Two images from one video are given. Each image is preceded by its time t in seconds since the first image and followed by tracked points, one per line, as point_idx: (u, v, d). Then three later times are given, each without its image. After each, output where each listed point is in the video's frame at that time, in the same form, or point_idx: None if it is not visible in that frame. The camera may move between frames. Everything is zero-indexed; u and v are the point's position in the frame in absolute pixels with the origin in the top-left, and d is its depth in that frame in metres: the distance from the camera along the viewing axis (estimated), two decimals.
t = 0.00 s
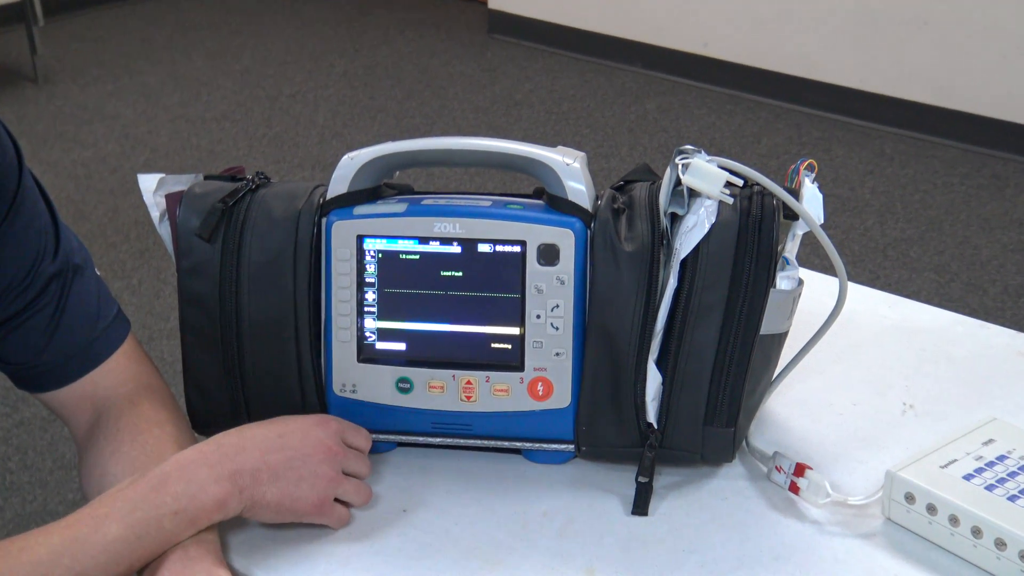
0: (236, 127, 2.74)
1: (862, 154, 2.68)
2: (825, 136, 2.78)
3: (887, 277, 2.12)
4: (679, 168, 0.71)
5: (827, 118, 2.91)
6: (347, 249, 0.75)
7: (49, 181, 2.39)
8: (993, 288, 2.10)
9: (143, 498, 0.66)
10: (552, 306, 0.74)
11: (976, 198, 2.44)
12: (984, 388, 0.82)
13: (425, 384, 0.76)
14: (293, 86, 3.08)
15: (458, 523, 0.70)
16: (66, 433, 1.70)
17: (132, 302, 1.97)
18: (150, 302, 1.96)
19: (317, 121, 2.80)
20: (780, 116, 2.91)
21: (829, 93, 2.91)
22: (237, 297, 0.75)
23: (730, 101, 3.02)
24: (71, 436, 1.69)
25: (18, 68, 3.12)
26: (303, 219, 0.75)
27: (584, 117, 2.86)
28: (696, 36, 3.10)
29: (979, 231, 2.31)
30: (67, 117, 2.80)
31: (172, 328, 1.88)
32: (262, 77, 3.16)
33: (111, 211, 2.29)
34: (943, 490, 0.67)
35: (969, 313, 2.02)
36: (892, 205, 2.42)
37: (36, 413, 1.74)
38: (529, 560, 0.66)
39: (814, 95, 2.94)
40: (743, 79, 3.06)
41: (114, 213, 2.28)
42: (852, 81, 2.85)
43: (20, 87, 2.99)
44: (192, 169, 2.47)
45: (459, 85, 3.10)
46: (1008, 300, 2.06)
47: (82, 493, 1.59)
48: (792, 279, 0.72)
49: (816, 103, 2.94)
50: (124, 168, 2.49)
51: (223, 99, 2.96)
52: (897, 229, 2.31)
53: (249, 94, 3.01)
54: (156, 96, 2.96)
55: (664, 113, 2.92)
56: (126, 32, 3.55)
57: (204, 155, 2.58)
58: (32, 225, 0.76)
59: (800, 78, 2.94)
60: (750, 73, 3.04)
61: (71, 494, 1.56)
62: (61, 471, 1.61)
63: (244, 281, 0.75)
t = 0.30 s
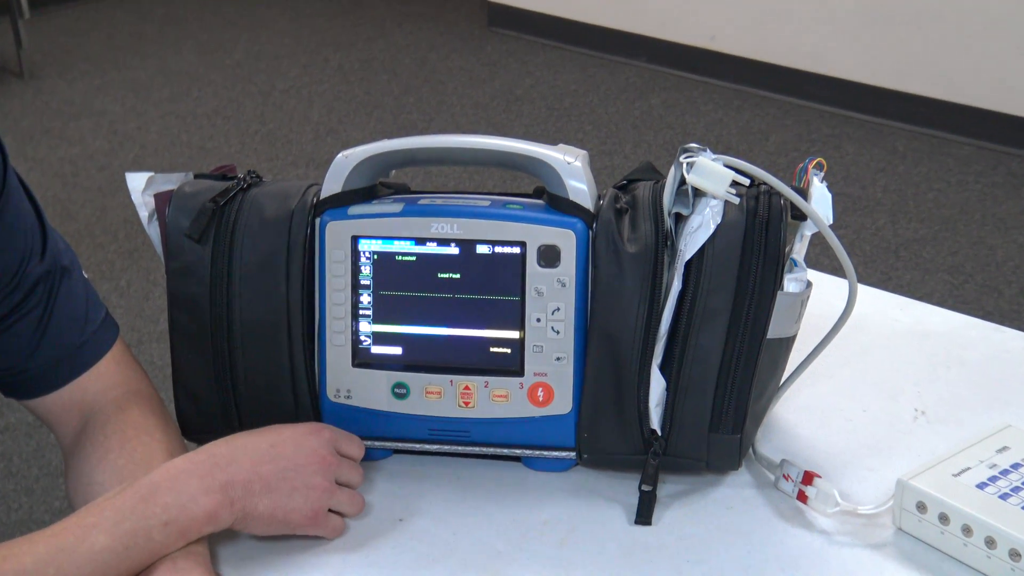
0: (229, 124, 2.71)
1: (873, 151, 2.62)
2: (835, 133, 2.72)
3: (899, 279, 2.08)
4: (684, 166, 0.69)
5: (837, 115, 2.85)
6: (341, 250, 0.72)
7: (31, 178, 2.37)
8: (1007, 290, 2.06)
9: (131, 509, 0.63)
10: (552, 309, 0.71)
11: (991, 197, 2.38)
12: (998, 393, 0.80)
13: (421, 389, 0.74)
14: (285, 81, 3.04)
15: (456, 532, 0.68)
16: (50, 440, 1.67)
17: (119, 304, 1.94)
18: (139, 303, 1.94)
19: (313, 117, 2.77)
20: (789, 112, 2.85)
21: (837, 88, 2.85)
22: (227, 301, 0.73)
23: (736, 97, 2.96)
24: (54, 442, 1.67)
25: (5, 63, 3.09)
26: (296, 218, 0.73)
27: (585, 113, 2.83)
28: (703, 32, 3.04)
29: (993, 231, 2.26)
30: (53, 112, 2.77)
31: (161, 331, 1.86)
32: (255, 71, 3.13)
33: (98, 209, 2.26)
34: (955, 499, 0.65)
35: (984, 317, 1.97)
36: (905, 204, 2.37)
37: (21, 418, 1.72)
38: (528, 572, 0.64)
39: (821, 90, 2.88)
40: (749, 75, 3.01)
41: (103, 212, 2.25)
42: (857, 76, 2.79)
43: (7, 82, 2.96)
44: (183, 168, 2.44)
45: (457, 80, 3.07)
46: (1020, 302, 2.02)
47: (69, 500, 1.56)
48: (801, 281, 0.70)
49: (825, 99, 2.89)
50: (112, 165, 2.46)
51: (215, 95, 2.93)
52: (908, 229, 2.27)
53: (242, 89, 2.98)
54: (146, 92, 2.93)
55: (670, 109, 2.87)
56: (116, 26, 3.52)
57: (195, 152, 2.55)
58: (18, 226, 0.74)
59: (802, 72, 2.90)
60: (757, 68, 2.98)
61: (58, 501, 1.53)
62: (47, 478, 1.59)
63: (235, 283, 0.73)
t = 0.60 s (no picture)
0: (224, 121, 2.68)
1: (884, 148, 2.55)
2: (845, 130, 2.65)
3: (910, 280, 2.02)
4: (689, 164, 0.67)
5: (846, 111, 2.77)
6: (338, 250, 0.71)
7: (22, 177, 2.35)
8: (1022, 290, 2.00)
9: (122, 513, 0.62)
10: (555, 310, 0.70)
11: (1006, 195, 2.31)
12: (1011, 398, 0.78)
13: (420, 393, 0.72)
14: (281, 77, 3.01)
15: (455, 538, 0.66)
16: (41, 444, 1.65)
17: (110, 305, 1.92)
18: (131, 304, 1.91)
19: (309, 114, 2.74)
20: (798, 109, 2.78)
21: (844, 83, 2.78)
22: (221, 302, 0.71)
23: (742, 93, 2.91)
24: (45, 447, 1.65)
25: None
26: (291, 217, 0.71)
27: (588, 109, 2.78)
28: (711, 24, 2.98)
29: (1010, 231, 2.18)
30: (44, 108, 2.75)
31: (154, 332, 1.84)
32: (251, 67, 3.09)
33: (90, 208, 2.23)
34: (968, 504, 0.63)
35: (999, 318, 1.91)
36: (918, 203, 2.30)
37: (10, 422, 1.70)
38: None
39: (829, 86, 2.81)
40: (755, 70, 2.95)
41: (94, 210, 2.22)
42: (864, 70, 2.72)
43: None
44: (176, 166, 2.41)
45: (458, 76, 3.03)
46: None
47: (59, 506, 1.54)
48: (809, 282, 0.68)
49: (833, 96, 2.81)
50: (104, 162, 2.44)
51: (209, 91, 2.90)
52: (922, 229, 2.20)
53: (237, 86, 2.94)
54: (139, 88, 2.90)
55: (676, 105, 2.82)
56: (109, 22, 3.49)
57: (189, 149, 2.52)
58: (7, 223, 0.72)
59: (803, 65, 2.84)
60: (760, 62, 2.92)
61: (48, 507, 1.51)
62: (37, 483, 1.57)
63: (229, 283, 0.71)
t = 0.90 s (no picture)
0: (218, 115, 2.62)
1: (897, 142, 2.47)
2: (858, 124, 2.56)
3: (924, 277, 1.98)
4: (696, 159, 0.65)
5: (860, 105, 2.67)
6: (336, 247, 0.69)
7: (13, 175, 2.31)
8: None
9: (109, 521, 0.60)
10: (558, 308, 0.68)
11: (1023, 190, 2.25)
12: None
13: (420, 393, 0.70)
14: (277, 69, 2.92)
15: (456, 542, 0.64)
16: (32, 449, 1.62)
17: (102, 305, 1.90)
18: (123, 304, 1.89)
19: (304, 107, 2.66)
20: (808, 102, 2.68)
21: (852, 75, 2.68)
22: (216, 301, 0.69)
23: (752, 85, 2.80)
24: (35, 452, 1.62)
25: None
26: (288, 213, 0.69)
27: (595, 103, 2.69)
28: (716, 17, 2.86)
29: None
30: (35, 104, 2.72)
31: (147, 333, 1.82)
32: (245, 60, 3.01)
33: (81, 205, 2.20)
34: (982, 507, 0.62)
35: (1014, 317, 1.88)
36: (931, 199, 2.24)
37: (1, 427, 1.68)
38: None
39: (839, 78, 2.71)
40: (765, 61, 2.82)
41: (85, 208, 2.19)
42: (873, 62, 2.62)
43: None
44: (169, 161, 2.37)
45: (458, 69, 2.92)
46: None
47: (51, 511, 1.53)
48: (819, 279, 0.66)
49: (846, 90, 2.71)
50: (95, 159, 2.40)
51: (201, 84, 2.84)
52: (935, 226, 2.15)
53: (230, 80, 2.86)
54: (130, 81, 2.85)
55: (684, 98, 2.71)
56: (100, 14, 3.44)
57: (182, 145, 2.47)
58: None
59: (811, 55, 2.74)
60: (761, 52, 2.83)
61: (38, 513, 1.49)
62: (27, 488, 1.55)
63: (224, 282, 0.69)
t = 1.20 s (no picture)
0: (212, 111, 2.58)
1: (910, 136, 2.43)
2: (869, 117, 2.51)
3: (938, 275, 1.96)
4: (703, 153, 0.64)
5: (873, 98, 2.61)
6: (334, 245, 0.67)
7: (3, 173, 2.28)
8: None
9: (102, 524, 0.58)
10: (562, 307, 0.66)
11: None
12: None
13: (421, 395, 0.69)
14: (273, 63, 2.87)
15: (458, 546, 0.63)
16: (25, 454, 1.60)
17: (95, 306, 1.88)
18: (116, 306, 1.88)
19: (300, 102, 2.61)
20: (818, 95, 2.64)
21: (865, 68, 2.63)
22: (212, 300, 0.68)
23: (761, 78, 2.74)
24: (29, 456, 1.60)
25: None
26: (285, 211, 0.68)
27: (599, 97, 2.63)
28: (724, 7, 2.84)
29: None
30: (26, 100, 2.68)
31: (141, 334, 1.81)
32: (241, 54, 2.95)
33: (73, 204, 2.17)
34: (999, 509, 0.60)
35: None
36: (945, 193, 2.21)
37: None
38: None
39: (851, 72, 2.66)
40: (773, 52, 2.80)
41: (76, 207, 2.16)
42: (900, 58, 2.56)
43: None
44: (163, 158, 2.33)
45: (459, 63, 2.87)
46: None
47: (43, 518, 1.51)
48: (829, 276, 0.65)
49: (859, 83, 2.66)
50: (86, 156, 2.37)
51: (195, 78, 2.79)
52: (948, 222, 2.12)
53: (225, 75, 2.81)
54: (122, 76, 2.81)
55: (690, 92, 2.66)
56: (93, 8, 3.39)
57: (175, 141, 2.43)
58: None
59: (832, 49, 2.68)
60: (780, 47, 2.78)
61: (30, 521, 1.47)
62: (19, 494, 1.53)
63: (219, 282, 0.68)
